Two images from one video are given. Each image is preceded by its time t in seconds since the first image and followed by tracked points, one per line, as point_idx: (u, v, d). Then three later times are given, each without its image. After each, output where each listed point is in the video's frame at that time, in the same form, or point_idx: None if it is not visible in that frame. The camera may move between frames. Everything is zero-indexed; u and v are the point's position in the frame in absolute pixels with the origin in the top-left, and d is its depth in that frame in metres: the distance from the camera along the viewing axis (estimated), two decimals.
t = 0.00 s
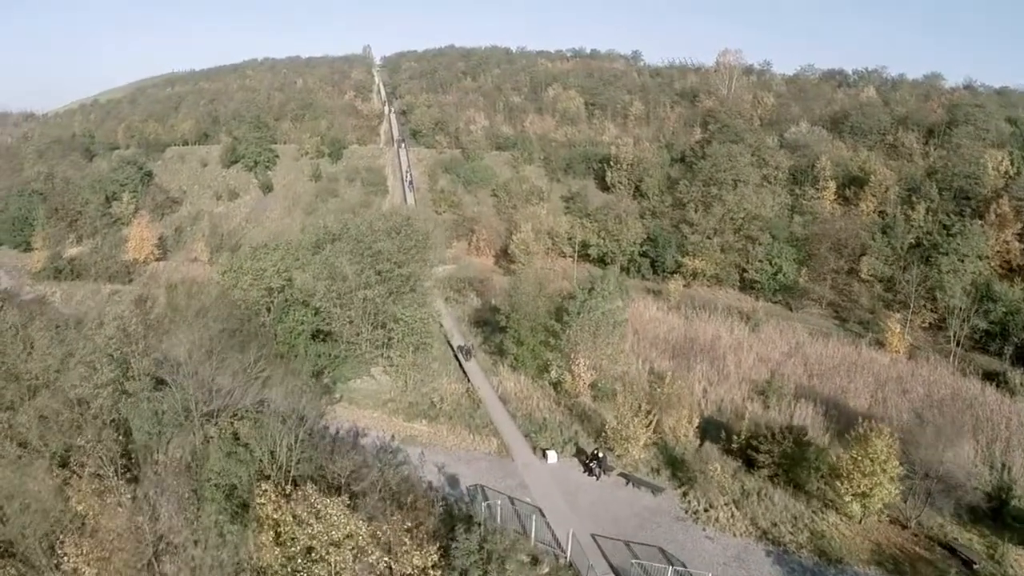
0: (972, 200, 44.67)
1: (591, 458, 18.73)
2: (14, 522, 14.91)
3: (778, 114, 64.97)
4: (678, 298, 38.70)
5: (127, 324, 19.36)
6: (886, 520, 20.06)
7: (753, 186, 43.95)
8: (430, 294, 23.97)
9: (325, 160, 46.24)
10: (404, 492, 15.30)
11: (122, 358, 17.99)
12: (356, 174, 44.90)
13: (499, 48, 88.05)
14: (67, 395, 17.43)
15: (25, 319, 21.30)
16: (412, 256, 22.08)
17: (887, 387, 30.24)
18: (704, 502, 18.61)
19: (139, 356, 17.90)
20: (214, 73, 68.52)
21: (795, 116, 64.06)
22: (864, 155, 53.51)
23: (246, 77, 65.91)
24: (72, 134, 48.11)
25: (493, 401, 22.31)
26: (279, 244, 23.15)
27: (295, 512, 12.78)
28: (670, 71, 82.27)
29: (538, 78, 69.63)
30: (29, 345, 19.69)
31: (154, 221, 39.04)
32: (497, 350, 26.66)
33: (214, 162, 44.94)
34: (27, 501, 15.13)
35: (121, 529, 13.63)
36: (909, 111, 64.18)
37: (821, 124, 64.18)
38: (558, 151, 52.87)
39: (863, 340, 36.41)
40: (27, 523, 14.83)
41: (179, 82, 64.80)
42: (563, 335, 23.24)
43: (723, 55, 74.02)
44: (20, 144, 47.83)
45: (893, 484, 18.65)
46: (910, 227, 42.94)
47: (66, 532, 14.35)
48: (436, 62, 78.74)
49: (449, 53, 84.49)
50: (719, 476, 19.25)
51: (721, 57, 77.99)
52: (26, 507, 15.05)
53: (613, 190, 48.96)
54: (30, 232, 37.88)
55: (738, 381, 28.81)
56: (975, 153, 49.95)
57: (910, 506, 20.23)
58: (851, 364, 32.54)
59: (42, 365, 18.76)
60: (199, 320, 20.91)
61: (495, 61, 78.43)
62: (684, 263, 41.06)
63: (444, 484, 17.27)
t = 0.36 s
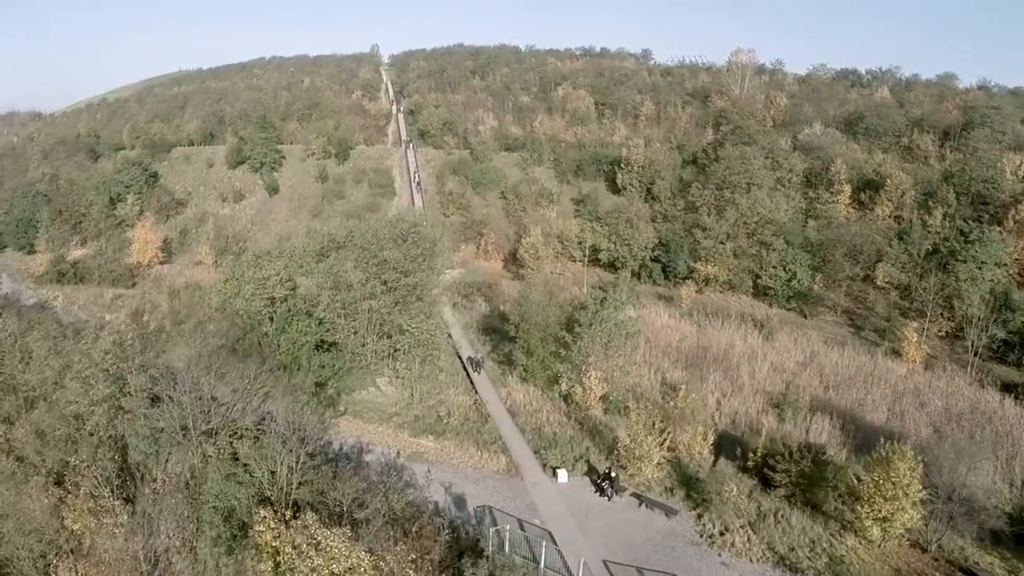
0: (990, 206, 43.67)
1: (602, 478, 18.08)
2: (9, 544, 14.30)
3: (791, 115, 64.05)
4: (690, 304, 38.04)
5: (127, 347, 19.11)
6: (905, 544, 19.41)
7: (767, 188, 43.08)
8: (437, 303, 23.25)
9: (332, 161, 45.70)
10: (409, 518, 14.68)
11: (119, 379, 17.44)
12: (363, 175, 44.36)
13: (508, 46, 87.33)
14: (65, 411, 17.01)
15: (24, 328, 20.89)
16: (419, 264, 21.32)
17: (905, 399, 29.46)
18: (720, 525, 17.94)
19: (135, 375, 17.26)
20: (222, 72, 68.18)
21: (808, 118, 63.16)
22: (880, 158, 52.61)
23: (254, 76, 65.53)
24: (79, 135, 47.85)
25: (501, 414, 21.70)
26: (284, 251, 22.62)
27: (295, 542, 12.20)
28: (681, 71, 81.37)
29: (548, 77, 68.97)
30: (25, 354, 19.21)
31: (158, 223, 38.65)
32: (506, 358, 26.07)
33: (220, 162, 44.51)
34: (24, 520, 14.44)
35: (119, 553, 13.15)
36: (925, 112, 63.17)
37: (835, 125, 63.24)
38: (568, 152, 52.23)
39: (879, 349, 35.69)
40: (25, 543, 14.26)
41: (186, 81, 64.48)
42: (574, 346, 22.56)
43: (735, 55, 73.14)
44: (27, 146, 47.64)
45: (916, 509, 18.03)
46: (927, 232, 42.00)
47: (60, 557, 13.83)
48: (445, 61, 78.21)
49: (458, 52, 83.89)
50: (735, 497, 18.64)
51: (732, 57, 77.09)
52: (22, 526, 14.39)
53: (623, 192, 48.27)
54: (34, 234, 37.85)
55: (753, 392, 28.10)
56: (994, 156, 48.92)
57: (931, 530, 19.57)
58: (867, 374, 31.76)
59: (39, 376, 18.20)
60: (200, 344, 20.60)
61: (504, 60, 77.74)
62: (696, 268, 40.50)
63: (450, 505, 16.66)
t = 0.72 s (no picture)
0: (1003, 211, 42.73)
1: (613, 498, 17.30)
2: (4, 572, 13.81)
3: (800, 117, 63.25)
4: (699, 311, 37.37)
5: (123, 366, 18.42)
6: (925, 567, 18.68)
7: (777, 192, 42.30)
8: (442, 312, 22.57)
9: (335, 161, 45.09)
10: (411, 546, 14.02)
11: (114, 401, 16.72)
12: (366, 176, 43.71)
13: (514, 44, 86.59)
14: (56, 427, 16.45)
15: (16, 337, 20.31)
16: (423, 273, 20.59)
17: (920, 410, 28.67)
18: (733, 547, 17.22)
19: (128, 397, 16.51)
20: (226, 71, 67.63)
21: (817, 120, 62.35)
22: (890, 161, 51.78)
23: (257, 75, 64.93)
24: (79, 134, 47.32)
25: (507, 427, 21.04)
26: (283, 258, 21.97)
27: None
28: (689, 71, 80.55)
29: (554, 77, 68.25)
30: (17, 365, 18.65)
31: (159, 225, 38.10)
32: (512, 368, 25.43)
33: (222, 163, 43.93)
34: (20, 541, 14.01)
35: None
36: (935, 115, 62.29)
37: (845, 127, 62.40)
38: (574, 153, 51.54)
39: (891, 357, 34.91)
40: (20, 567, 13.78)
41: (189, 80, 63.93)
42: (583, 358, 21.85)
43: (743, 55, 72.32)
44: (28, 146, 47.16)
45: (937, 532, 17.27)
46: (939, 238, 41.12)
47: None
48: (450, 60, 77.52)
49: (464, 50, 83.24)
50: (749, 518, 17.94)
51: (741, 57, 76.23)
52: (19, 547, 13.97)
53: (631, 195, 47.57)
54: (33, 237, 37.37)
55: (764, 403, 27.39)
56: (1007, 160, 48.05)
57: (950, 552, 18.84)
58: (881, 385, 30.96)
59: (32, 391, 17.44)
60: (196, 358, 19.97)
61: (510, 59, 77.00)
62: (705, 273, 39.80)
63: (455, 528, 16.02)
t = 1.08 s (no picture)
0: (1014, 216, 41.42)
1: (621, 521, 16.69)
2: None
3: (807, 119, 62.49)
4: (707, 317, 36.74)
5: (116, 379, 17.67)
6: None
7: (786, 196, 41.59)
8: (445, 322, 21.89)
9: (336, 162, 44.48)
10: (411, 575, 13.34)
11: (102, 418, 15.93)
12: (368, 178, 43.07)
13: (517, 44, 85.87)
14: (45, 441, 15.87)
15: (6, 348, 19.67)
16: (425, 283, 19.87)
17: (932, 422, 27.97)
18: (746, 573, 16.61)
19: (117, 414, 15.68)
20: (227, 69, 67.03)
21: (824, 122, 61.63)
22: (899, 164, 51.01)
23: (258, 74, 64.29)
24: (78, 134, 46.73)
25: (511, 441, 20.43)
26: (282, 266, 21.45)
27: None
28: (694, 71, 79.75)
29: (558, 77, 67.54)
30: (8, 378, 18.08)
31: (157, 227, 37.55)
32: (516, 378, 24.78)
33: (222, 164, 43.34)
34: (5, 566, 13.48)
35: None
36: (944, 118, 61.49)
37: (852, 130, 61.65)
38: (579, 155, 50.88)
39: (901, 365, 34.20)
40: None
41: (190, 78, 63.31)
42: (589, 371, 21.21)
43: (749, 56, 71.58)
44: (27, 146, 46.60)
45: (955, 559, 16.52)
46: (950, 244, 40.32)
47: None
48: (452, 60, 76.80)
49: (467, 50, 82.53)
50: (762, 541, 17.28)
51: (747, 57, 75.43)
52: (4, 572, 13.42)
53: (637, 198, 46.91)
54: (30, 239, 36.78)
55: (774, 415, 26.73)
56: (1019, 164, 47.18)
57: None
58: (892, 395, 30.25)
59: (21, 406, 16.79)
60: (191, 374, 19.33)
61: (513, 59, 76.32)
62: (713, 278, 39.05)
63: (458, 554, 15.41)
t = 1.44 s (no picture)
0: None
1: (631, 546, 15.83)
2: None
3: (814, 121, 61.74)
4: (715, 324, 36.09)
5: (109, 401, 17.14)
6: None
7: (796, 200, 40.84)
8: (449, 332, 21.30)
9: (338, 164, 43.83)
10: None
11: (93, 441, 15.38)
12: (370, 179, 42.43)
13: (521, 44, 85.17)
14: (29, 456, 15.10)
15: None
16: (428, 294, 19.23)
17: (946, 435, 27.24)
18: None
19: (109, 436, 15.18)
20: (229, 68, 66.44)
21: (832, 124, 60.86)
22: (909, 168, 50.24)
23: (261, 73, 63.70)
24: (78, 134, 46.20)
25: (517, 457, 19.80)
26: (281, 275, 21.06)
27: None
28: (700, 72, 79.00)
29: (563, 78, 66.87)
30: None
31: (157, 229, 36.98)
32: (523, 389, 24.16)
33: (222, 165, 42.76)
34: None
35: None
36: (953, 121, 60.68)
37: (860, 133, 60.89)
38: (584, 157, 50.22)
39: (913, 374, 33.42)
40: None
41: (191, 78, 62.74)
42: (597, 386, 20.56)
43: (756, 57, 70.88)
44: (27, 146, 46.12)
45: None
46: (961, 250, 39.56)
47: None
48: (456, 59, 76.12)
49: (470, 49, 81.86)
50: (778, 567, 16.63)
51: (753, 58, 74.67)
52: None
53: (643, 201, 46.26)
54: (28, 241, 36.26)
55: (785, 428, 26.07)
56: None
57: None
58: (905, 406, 29.50)
59: (11, 422, 16.00)
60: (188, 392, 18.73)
61: (517, 58, 75.61)
62: (721, 284, 38.55)
63: None
